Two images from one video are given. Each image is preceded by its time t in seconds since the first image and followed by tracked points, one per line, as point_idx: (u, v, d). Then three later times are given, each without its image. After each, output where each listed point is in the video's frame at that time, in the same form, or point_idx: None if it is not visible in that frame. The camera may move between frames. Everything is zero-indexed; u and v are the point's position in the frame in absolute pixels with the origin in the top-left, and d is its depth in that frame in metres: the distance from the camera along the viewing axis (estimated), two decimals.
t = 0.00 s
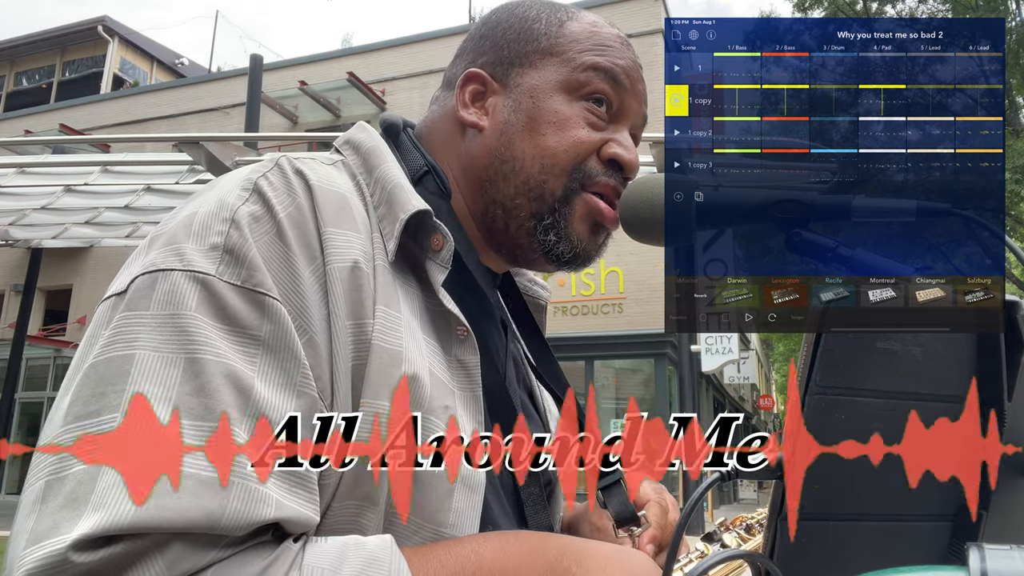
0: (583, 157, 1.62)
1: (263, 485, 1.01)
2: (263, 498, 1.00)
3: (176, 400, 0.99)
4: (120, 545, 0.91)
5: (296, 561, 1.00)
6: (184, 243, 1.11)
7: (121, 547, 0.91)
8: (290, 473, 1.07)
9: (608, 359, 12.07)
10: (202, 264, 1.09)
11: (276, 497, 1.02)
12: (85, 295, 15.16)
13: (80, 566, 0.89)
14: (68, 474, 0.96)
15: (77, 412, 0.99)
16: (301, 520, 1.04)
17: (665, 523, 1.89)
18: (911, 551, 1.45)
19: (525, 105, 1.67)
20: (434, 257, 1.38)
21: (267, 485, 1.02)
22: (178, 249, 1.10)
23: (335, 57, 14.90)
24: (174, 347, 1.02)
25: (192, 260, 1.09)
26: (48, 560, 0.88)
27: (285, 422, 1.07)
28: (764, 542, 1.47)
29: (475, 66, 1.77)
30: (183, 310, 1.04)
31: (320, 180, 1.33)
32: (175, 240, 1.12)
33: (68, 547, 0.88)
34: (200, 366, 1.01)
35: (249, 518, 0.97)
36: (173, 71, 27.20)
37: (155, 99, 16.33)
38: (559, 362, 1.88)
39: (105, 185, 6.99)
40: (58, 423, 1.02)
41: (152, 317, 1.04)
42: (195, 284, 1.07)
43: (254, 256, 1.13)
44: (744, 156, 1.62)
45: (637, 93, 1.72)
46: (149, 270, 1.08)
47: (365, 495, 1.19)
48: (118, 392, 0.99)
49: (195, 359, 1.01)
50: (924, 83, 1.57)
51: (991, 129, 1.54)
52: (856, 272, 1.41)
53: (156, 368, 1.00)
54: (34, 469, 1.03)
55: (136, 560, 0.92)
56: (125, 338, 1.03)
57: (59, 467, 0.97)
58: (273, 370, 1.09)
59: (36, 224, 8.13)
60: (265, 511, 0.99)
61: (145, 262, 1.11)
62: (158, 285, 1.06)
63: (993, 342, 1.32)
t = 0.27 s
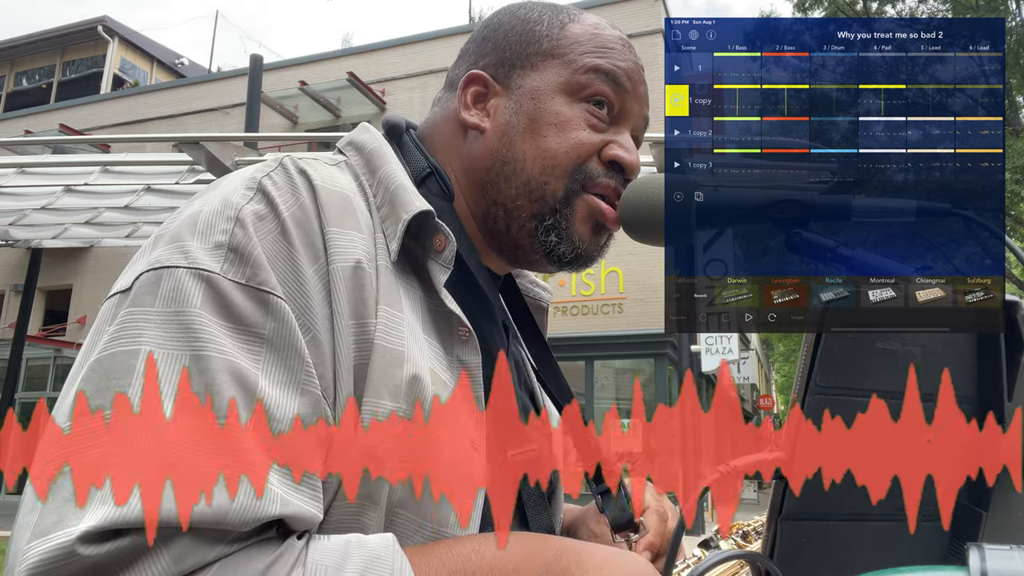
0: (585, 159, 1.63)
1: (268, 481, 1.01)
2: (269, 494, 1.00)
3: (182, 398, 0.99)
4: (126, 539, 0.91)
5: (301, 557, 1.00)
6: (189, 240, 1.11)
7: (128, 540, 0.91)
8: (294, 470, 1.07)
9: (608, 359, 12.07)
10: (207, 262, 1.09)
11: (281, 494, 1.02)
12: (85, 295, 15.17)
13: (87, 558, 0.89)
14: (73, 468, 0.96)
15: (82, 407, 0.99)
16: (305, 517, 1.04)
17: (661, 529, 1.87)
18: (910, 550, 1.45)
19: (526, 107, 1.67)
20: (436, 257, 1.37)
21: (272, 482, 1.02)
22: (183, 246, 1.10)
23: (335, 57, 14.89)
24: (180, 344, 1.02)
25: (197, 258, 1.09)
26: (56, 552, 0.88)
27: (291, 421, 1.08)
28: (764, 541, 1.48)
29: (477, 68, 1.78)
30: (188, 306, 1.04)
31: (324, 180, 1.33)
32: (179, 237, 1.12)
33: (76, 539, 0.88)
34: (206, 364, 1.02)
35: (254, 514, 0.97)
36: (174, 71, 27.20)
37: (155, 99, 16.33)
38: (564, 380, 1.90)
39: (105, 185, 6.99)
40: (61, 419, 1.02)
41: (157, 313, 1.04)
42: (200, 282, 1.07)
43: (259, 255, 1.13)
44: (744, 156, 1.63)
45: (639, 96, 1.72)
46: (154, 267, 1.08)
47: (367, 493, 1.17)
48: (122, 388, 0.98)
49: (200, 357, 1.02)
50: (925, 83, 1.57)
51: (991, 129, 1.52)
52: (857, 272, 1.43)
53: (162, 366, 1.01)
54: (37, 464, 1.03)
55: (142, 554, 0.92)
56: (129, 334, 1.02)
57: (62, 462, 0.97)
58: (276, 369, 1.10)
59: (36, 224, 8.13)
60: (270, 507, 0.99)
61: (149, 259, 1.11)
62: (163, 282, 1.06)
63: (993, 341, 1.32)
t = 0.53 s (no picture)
0: (586, 161, 1.63)
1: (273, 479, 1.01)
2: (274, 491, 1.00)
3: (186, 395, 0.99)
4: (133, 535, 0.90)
5: (305, 556, 1.00)
6: (191, 239, 1.11)
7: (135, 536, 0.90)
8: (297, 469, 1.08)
9: (608, 359, 12.07)
10: (210, 260, 1.09)
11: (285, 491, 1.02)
12: (85, 295, 15.17)
13: (94, 554, 0.88)
14: (77, 465, 0.95)
15: (85, 405, 0.98)
16: (309, 514, 1.05)
17: (660, 531, 1.76)
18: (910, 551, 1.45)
19: (526, 110, 1.67)
20: (438, 256, 1.37)
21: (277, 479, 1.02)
22: (185, 244, 1.10)
23: (335, 57, 14.90)
24: (183, 342, 1.02)
25: (200, 256, 1.09)
26: (62, 548, 0.88)
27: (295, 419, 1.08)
28: (764, 542, 1.48)
29: (476, 70, 1.77)
30: (191, 304, 1.04)
31: (325, 179, 1.33)
32: (182, 236, 1.12)
33: (82, 534, 0.88)
34: (209, 362, 1.01)
35: (260, 511, 0.97)
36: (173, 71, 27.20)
37: (155, 99, 16.33)
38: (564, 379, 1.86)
39: (105, 185, 6.99)
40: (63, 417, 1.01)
41: (160, 311, 1.04)
42: (203, 280, 1.07)
43: (262, 254, 1.13)
44: (744, 156, 1.62)
45: (639, 99, 1.73)
46: (157, 265, 1.08)
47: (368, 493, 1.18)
48: (126, 386, 0.98)
49: (204, 355, 1.01)
50: (925, 82, 1.56)
51: (991, 129, 1.53)
52: (856, 272, 1.42)
53: (166, 363, 1.00)
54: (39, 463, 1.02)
55: (149, 550, 0.92)
56: (132, 331, 1.02)
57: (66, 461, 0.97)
58: (279, 368, 1.09)
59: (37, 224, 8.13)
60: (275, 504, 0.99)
61: (152, 258, 1.11)
62: (166, 280, 1.06)
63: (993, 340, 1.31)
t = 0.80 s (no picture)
0: (584, 160, 1.63)
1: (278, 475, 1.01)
2: (278, 488, 0.99)
3: (188, 393, 0.99)
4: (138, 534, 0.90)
5: (310, 555, 1.00)
6: (192, 238, 1.11)
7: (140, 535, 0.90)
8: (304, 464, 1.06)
9: (609, 359, 12.08)
10: (210, 258, 1.09)
11: (291, 487, 1.02)
12: (85, 295, 15.17)
13: (101, 552, 0.88)
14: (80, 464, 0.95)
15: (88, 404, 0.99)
16: (315, 510, 1.04)
17: (661, 527, 1.74)
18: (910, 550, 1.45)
19: (525, 110, 1.67)
20: (437, 253, 1.38)
21: (282, 476, 1.01)
22: (186, 243, 1.11)
23: (335, 57, 14.89)
24: (185, 340, 1.02)
25: (200, 255, 1.09)
26: (69, 546, 0.87)
27: (299, 416, 1.07)
28: (764, 541, 1.48)
29: (474, 70, 1.77)
30: (192, 303, 1.05)
31: (323, 178, 1.33)
32: (182, 235, 1.12)
33: (88, 533, 0.88)
34: (212, 359, 1.01)
35: (265, 507, 0.97)
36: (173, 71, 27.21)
37: (155, 99, 16.33)
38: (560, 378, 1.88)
39: (105, 185, 6.99)
40: (66, 417, 1.01)
41: (162, 310, 1.04)
42: (204, 278, 1.07)
43: (261, 252, 1.14)
44: (744, 156, 1.60)
45: (636, 100, 1.74)
46: (157, 264, 1.08)
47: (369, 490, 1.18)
48: (128, 384, 0.98)
49: (206, 353, 1.02)
50: (925, 82, 1.57)
51: (991, 129, 1.54)
52: (856, 272, 1.41)
53: (167, 361, 1.00)
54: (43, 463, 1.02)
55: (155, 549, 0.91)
56: (135, 330, 1.02)
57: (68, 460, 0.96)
58: (281, 365, 1.09)
59: (37, 224, 8.12)
60: (279, 501, 0.98)
61: (152, 257, 1.11)
62: (168, 278, 1.06)
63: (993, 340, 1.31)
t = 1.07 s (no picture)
0: (583, 156, 1.62)
1: (266, 484, 1.01)
2: (265, 497, 1.00)
3: (177, 402, 0.99)
4: (125, 545, 0.90)
5: (300, 566, 1.01)
6: (184, 244, 1.12)
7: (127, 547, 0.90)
8: (293, 471, 1.07)
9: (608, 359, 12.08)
10: (201, 265, 1.10)
11: (278, 495, 1.03)
12: (85, 295, 15.18)
13: (87, 563, 0.89)
14: (70, 473, 0.96)
15: (78, 411, 0.99)
16: (303, 518, 1.05)
17: (657, 529, 1.70)
18: (909, 550, 1.45)
19: (524, 108, 1.66)
20: (432, 255, 1.39)
21: (270, 485, 1.02)
22: (177, 249, 1.11)
23: (335, 57, 14.90)
24: (175, 348, 1.03)
25: (192, 261, 1.10)
26: (56, 557, 0.88)
27: (287, 422, 1.07)
28: (765, 540, 1.48)
29: (474, 69, 1.77)
30: (182, 310, 1.05)
31: (317, 181, 1.34)
32: (174, 241, 1.13)
33: (75, 544, 0.88)
34: (201, 367, 1.02)
35: (252, 516, 0.98)
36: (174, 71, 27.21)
37: (155, 99, 16.34)
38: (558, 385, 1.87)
39: (105, 185, 6.99)
40: (55, 424, 1.02)
41: (152, 317, 1.04)
42: (195, 284, 1.08)
43: (253, 257, 1.14)
44: (744, 156, 1.61)
45: (635, 100, 1.74)
46: (148, 271, 1.08)
47: (363, 494, 1.18)
48: (117, 393, 0.99)
49: (196, 361, 1.02)
50: (924, 83, 1.57)
51: (991, 129, 1.54)
52: (856, 272, 1.40)
53: (157, 370, 1.01)
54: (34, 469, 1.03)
55: (141, 560, 0.92)
56: (125, 338, 1.03)
57: (57, 467, 0.96)
58: (271, 371, 1.09)
59: (36, 224, 8.12)
60: (266, 511, 0.99)
61: (144, 263, 1.12)
62: (158, 285, 1.07)
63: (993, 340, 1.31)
